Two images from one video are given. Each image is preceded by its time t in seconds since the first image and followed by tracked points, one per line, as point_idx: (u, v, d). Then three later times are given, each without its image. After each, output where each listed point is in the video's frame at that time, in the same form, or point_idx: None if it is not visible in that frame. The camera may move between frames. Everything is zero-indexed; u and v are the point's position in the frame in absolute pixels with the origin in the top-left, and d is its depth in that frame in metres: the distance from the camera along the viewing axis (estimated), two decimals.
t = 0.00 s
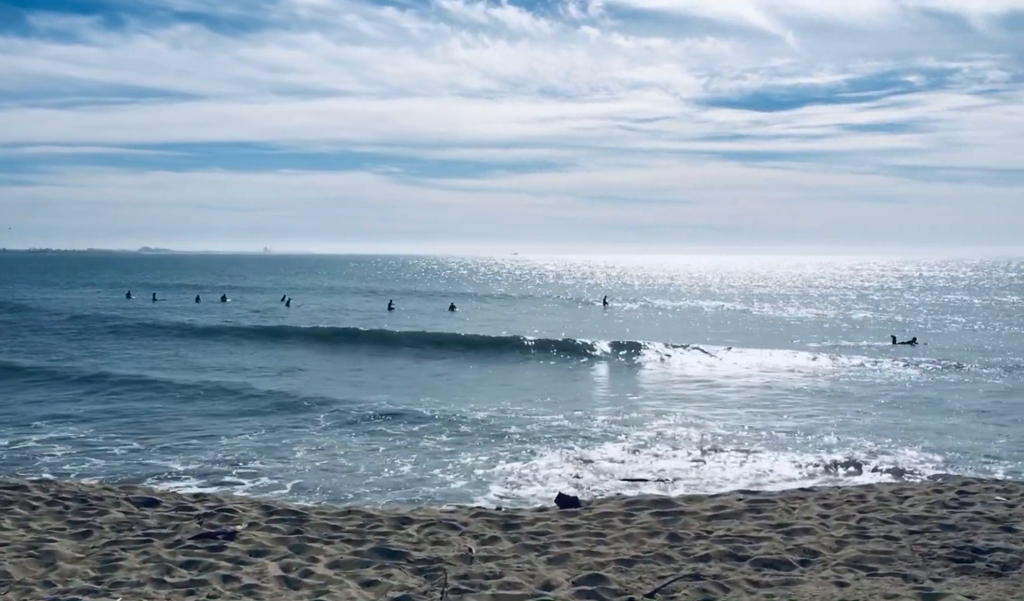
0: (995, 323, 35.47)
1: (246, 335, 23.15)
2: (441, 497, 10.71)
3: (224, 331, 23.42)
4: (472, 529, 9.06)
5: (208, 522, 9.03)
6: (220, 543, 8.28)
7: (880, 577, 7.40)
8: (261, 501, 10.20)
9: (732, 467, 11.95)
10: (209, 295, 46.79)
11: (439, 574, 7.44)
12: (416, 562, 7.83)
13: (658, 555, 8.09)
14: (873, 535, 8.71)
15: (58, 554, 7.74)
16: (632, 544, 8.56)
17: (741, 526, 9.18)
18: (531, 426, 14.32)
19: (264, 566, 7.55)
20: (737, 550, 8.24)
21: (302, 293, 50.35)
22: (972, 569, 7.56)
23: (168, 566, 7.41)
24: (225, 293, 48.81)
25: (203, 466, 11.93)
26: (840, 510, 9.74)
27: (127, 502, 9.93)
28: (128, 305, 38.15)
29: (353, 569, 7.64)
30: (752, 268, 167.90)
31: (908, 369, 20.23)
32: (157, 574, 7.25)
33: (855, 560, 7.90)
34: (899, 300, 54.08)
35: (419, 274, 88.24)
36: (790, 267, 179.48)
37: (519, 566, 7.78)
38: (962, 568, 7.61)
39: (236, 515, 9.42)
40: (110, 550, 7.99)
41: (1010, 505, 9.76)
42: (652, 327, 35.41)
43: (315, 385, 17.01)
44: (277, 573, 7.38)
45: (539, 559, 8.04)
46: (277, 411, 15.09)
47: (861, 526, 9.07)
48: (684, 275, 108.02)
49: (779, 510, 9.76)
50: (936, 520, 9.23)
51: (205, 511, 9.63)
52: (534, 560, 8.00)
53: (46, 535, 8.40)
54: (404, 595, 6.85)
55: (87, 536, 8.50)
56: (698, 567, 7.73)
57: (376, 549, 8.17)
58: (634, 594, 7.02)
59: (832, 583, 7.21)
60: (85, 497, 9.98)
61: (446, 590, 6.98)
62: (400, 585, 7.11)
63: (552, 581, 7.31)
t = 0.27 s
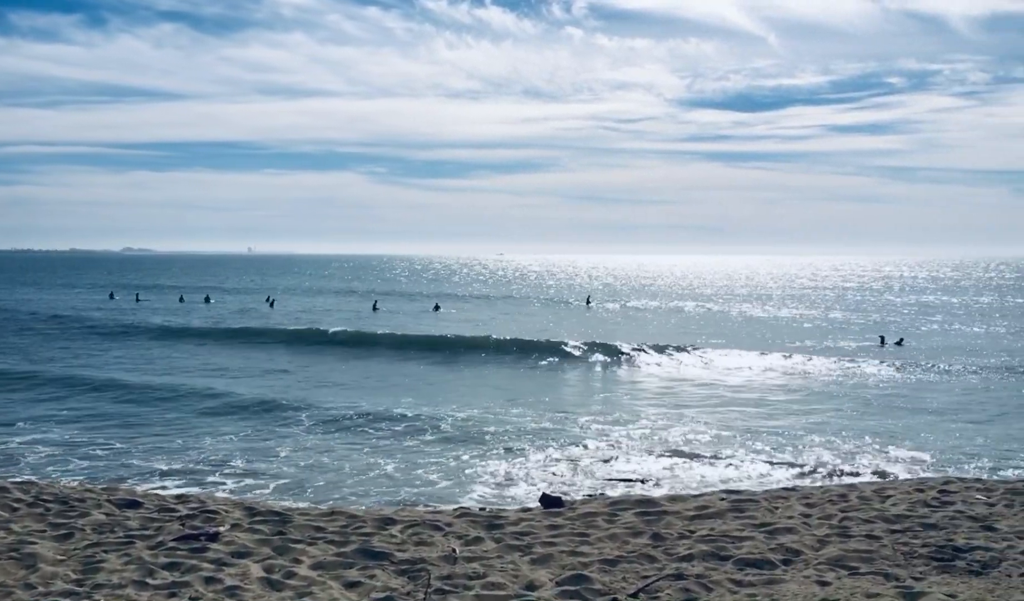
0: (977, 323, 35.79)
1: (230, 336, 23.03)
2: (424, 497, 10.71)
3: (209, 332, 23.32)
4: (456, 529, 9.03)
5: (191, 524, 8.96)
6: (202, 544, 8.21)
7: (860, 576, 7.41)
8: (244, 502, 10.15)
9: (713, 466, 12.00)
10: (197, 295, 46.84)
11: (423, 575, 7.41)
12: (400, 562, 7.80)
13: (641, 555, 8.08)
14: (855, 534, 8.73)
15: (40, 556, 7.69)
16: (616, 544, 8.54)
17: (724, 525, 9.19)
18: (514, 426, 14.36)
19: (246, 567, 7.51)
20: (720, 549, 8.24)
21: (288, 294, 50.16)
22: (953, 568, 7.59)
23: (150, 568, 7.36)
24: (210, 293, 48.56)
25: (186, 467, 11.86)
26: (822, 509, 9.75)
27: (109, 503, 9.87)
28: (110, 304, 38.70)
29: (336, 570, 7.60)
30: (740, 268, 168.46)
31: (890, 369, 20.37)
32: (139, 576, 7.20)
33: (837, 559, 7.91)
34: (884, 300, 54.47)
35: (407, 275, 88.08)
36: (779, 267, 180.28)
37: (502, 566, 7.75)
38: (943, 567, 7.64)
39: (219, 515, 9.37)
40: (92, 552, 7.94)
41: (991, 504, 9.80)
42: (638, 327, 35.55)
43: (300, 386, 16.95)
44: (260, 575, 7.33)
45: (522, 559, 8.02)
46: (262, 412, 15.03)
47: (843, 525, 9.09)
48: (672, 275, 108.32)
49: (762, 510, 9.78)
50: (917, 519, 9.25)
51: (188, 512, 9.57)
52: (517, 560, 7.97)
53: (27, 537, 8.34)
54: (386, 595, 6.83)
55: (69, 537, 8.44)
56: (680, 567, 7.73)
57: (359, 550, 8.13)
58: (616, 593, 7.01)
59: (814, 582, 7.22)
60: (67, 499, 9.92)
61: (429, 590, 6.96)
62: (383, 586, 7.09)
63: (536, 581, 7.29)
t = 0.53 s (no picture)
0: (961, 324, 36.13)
1: (214, 339, 22.85)
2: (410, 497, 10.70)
3: (196, 335, 23.20)
4: (442, 531, 8.96)
5: (175, 527, 8.85)
6: (187, 547, 8.08)
7: (845, 576, 7.39)
8: (230, 504, 10.06)
9: (698, 466, 12.05)
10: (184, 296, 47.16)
11: (409, 577, 7.33)
12: (385, 564, 7.71)
13: (627, 556, 8.02)
14: (839, 534, 8.71)
15: (23, 559, 7.58)
16: (602, 545, 8.48)
17: (710, 526, 9.15)
18: (500, 427, 14.39)
19: (230, 570, 7.41)
20: (705, 550, 8.18)
21: (273, 296, 49.91)
22: (937, 568, 7.59)
23: (134, 571, 7.28)
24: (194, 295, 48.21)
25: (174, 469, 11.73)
26: (807, 509, 9.74)
27: (94, 506, 9.77)
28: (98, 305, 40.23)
29: (322, 573, 7.51)
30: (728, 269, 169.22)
31: (875, 369, 20.49)
32: (122, 579, 7.11)
33: (821, 559, 7.87)
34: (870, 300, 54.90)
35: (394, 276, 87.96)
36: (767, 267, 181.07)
37: (488, 568, 7.69)
38: (926, 567, 7.64)
39: (203, 518, 9.25)
40: (76, 555, 7.85)
41: (975, 504, 9.80)
42: (625, 328, 35.73)
43: (287, 390, 16.84)
44: (245, 578, 7.23)
45: (509, 561, 7.94)
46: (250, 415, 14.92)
47: (828, 525, 9.06)
48: (660, 276, 108.64)
49: (748, 511, 9.75)
50: (902, 519, 9.23)
51: (173, 515, 9.46)
52: (503, 561, 7.90)
53: (10, 541, 8.22)
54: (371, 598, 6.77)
55: (53, 541, 8.35)
56: (666, 568, 7.68)
57: (345, 552, 8.04)
58: (602, 594, 6.95)
59: (798, 582, 7.19)
60: (49, 502, 9.83)
61: (414, 592, 6.90)
62: (369, 589, 7.02)
63: (522, 582, 7.23)
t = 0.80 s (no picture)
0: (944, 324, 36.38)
1: (203, 342, 22.56)
2: (399, 499, 10.61)
3: (181, 338, 22.93)
4: (430, 532, 8.69)
5: (163, 528, 8.54)
6: (174, 549, 7.76)
7: (834, 576, 7.18)
8: (218, 506, 9.82)
9: (686, 467, 12.01)
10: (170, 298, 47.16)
11: (397, 578, 7.07)
12: (374, 566, 7.43)
13: (615, 556, 7.77)
14: (827, 533, 8.47)
15: (9, 561, 7.31)
16: (591, 545, 8.22)
17: (697, 526, 8.87)
18: (488, 429, 14.34)
19: (217, 572, 7.11)
20: (694, 550, 7.93)
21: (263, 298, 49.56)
22: (924, 567, 7.40)
23: (121, 574, 6.99)
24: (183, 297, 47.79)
25: (157, 475, 11.53)
26: (795, 509, 9.52)
27: (81, 509, 9.47)
28: (82, 305, 41.10)
29: (309, 574, 7.23)
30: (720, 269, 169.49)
31: (859, 370, 20.51)
32: (109, 582, 6.83)
33: (809, 558, 7.63)
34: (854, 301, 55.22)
35: (386, 278, 87.70)
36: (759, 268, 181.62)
37: (477, 568, 7.43)
38: (914, 566, 7.44)
39: (192, 520, 8.91)
40: (61, 558, 7.56)
41: (961, 503, 9.59)
42: (612, 329, 35.79)
43: (275, 394, 16.66)
44: (233, 579, 6.95)
45: (497, 562, 7.67)
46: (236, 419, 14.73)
47: (816, 524, 8.82)
48: (652, 278, 108.67)
49: (736, 510, 9.51)
50: (888, 518, 9.00)
51: (160, 516, 9.16)
52: (491, 562, 7.63)
53: None
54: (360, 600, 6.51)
55: (38, 544, 8.09)
56: (655, 568, 7.44)
57: (333, 553, 7.75)
58: (592, 595, 6.73)
59: (787, 582, 6.99)
60: (35, 505, 9.59)
61: (404, 594, 6.64)
62: (358, 590, 6.77)
63: (511, 583, 6.98)
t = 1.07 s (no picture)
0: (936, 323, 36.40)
1: (192, 342, 22.42)
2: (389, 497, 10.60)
3: (172, 338, 22.80)
4: (421, 532, 8.61)
5: (153, 529, 8.44)
6: (164, 549, 7.67)
7: (822, 574, 7.15)
8: (209, 506, 9.73)
9: (676, 466, 12.01)
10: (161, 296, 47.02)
11: (387, 577, 6.99)
12: (364, 565, 7.35)
13: (606, 555, 7.71)
14: (818, 532, 8.43)
15: None
16: (581, 545, 8.16)
17: (688, 525, 8.80)
18: (479, 428, 14.36)
19: (206, 571, 7.01)
20: (684, 548, 7.88)
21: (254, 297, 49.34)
22: (913, 565, 7.39)
23: (110, 573, 6.91)
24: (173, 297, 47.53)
25: (150, 474, 11.44)
26: (786, 508, 9.46)
27: (70, 510, 9.40)
28: (71, 305, 40.97)
29: (300, 574, 7.14)
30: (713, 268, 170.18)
31: (851, 370, 20.48)
32: (98, 583, 6.74)
33: (799, 557, 7.60)
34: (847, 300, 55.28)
35: (378, 277, 87.49)
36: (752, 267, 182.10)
37: (467, 568, 7.35)
38: (902, 564, 7.42)
39: (182, 520, 8.82)
40: (50, 559, 7.48)
41: (951, 501, 9.55)
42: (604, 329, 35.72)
43: (266, 395, 16.55)
44: (223, 580, 6.85)
45: (487, 562, 7.60)
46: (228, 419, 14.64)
47: (805, 523, 8.78)
48: (644, 278, 108.77)
49: (726, 509, 9.45)
50: (878, 517, 8.96)
51: (150, 517, 9.07)
52: (482, 562, 7.55)
53: None
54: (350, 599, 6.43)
55: (28, 545, 8.01)
56: (645, 567, 7.38)
57: (324, 553, 7.67)
58: (582, 594, 6.69)
59: (777, 581, 6.96)
60: (25, 506, 9.50)
61: (393, 593, 6.54)
62: (348, 590, 6.69)
63: (502, 582, 6.91)
